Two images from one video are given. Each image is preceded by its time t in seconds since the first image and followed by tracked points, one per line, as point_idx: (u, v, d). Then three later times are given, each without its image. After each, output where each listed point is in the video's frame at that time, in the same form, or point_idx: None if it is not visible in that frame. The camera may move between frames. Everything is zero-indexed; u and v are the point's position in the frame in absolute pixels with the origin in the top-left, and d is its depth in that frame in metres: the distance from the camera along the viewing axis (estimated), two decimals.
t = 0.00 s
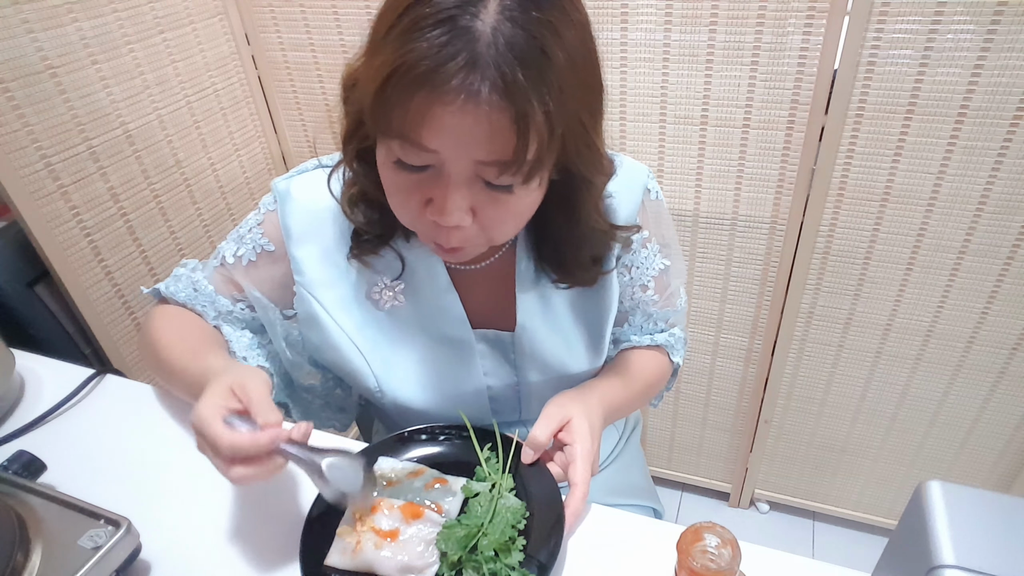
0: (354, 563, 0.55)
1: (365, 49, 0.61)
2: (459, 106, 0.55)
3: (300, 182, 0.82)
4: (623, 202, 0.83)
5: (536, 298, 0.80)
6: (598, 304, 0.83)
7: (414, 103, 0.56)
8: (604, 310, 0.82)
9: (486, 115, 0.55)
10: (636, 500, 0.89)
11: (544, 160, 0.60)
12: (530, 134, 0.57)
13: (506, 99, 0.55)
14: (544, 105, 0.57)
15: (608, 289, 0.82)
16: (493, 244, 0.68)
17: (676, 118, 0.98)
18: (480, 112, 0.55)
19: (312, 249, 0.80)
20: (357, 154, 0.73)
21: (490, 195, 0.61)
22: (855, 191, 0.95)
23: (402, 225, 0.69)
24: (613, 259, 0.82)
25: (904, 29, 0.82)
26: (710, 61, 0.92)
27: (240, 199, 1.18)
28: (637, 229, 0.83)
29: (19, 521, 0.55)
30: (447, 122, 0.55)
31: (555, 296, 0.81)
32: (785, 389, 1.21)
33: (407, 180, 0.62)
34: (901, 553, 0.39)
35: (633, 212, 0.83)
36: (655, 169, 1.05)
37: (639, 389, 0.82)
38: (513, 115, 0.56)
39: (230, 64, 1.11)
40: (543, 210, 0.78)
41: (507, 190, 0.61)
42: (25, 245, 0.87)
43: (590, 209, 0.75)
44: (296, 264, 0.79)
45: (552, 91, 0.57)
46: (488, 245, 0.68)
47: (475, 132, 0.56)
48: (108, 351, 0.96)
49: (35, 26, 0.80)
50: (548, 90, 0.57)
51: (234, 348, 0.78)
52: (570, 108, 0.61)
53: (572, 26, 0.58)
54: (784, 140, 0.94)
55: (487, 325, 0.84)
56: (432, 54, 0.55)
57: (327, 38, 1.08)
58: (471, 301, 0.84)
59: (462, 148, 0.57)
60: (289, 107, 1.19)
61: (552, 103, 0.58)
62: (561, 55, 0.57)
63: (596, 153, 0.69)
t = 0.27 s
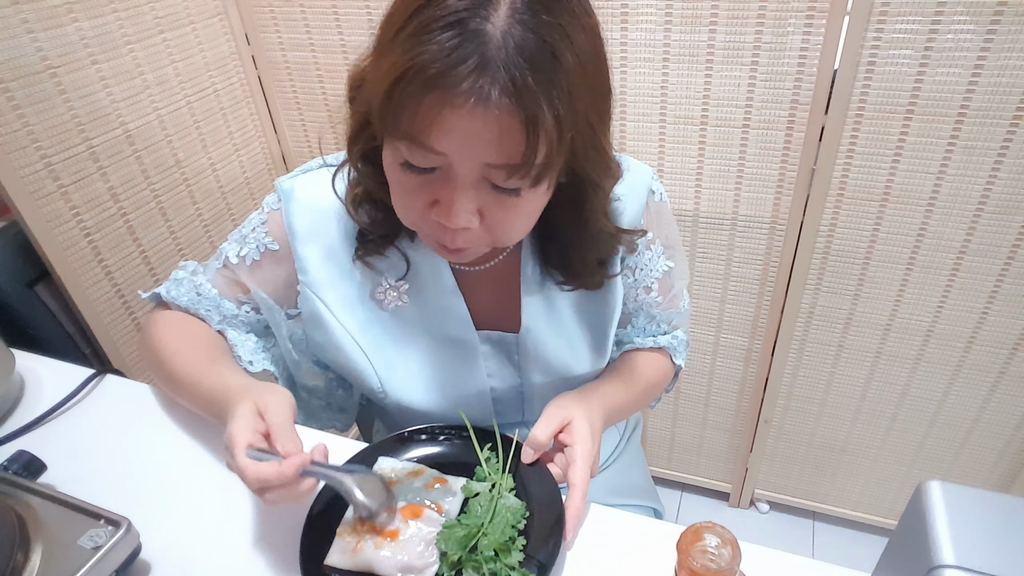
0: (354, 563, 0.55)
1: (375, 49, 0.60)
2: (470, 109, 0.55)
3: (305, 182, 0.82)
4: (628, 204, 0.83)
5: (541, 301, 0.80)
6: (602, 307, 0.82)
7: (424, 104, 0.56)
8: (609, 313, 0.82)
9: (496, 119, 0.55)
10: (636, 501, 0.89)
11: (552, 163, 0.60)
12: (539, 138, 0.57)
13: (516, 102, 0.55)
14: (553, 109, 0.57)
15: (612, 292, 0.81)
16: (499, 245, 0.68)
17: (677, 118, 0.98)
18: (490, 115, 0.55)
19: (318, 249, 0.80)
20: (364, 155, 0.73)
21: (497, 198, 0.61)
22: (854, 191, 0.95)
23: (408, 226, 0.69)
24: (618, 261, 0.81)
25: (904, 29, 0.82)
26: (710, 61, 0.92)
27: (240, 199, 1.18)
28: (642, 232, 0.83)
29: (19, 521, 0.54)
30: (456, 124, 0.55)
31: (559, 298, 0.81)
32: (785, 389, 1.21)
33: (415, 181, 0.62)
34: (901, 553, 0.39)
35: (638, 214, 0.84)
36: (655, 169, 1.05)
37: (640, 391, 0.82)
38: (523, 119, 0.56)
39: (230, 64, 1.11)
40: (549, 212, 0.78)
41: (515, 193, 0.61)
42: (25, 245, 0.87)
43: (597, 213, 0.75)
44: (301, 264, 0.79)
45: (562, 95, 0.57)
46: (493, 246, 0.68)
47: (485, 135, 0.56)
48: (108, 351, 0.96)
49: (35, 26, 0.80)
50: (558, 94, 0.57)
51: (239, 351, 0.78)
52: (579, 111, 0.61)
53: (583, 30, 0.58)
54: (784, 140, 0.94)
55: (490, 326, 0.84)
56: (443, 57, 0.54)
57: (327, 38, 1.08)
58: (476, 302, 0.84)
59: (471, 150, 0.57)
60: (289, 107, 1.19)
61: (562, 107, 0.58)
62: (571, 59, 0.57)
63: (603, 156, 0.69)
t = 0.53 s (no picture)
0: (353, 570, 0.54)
1: (375, 53, 0.60)
2: (469, 114, 0.55)
3: (305, 183, 0.82)
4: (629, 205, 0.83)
5: (541, 303, 0.80)
6: (602, 308, 0.82)
7: (423, 109, 0.56)
8: (609, 315, 0.82)
9: (495, 124, 0.55)
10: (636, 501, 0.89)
11: (551, 168, 0.60)
12: (539, 143, 0.57)
13: (515, 108, 0.55)
14: (552, 113, 0.57)
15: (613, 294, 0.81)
16: (499, 249, 0.68)
17: (677, 119, 0.98)
18: (489, 120, 0.55)
19: (318, 250, 0.80)
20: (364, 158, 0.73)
21: (497, 202, 0.61)
22: (854, 191, 0.95)
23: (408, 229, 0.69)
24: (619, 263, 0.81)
25: (904, 29, 0.82)
26: (710, 61, 0.92)
27: (240, 199, 1.18)
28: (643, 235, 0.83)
29: (18, 521, 0.54)
30: (456, 130, 0.56)
31: (560, 300, 0.81)
32: (785, 389, 1.21)
33: (415, 186, 0.62)
34: (901, 553, 0.39)
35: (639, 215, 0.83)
36: (655, 169, 1.05)
37: (640, 393, 0.82)
38: (522, 124, 0.56)
39: (230, 64, 1.11)
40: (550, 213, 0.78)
41: (514, 197, 0.61)
42: (25, 245, 0.87)
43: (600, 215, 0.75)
44: (301, 265, 0.79)
45: (562, 99, 0.57)
46: (493, 250, 0.68)
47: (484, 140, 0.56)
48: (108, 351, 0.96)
49: (35, 26, 0.80)
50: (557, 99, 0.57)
51: (242, 359, 0.78)
52: (578, 115, 0.60)
53: (583, 35, 0.58)
54: (784, 140, 0.94)
55: (490, 327, 0.84)
56: (442, 62, 0.54)
57: (327, 38, 1.08)
58: (476, 304, 0.84)
59: (470, 155, 0.57)
60: (289, 107, 1.19)
61: (562, 111, 0.58)
62: (571, 63, 0.57)
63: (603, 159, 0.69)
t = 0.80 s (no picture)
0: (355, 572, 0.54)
1: (375, 49, 0.60)
2: (469, 108, 0.55)
3: (305, 182, 0.82)
4: (628, 203, 0.83)
5: (541, 301, 0.80)
6: (602, 307, 0.82)
7: (423, 104, 0.56)
8: (609, 314, 0.82)
9: (495, 117, 0.55)
10: (636, 501, 0.89)
11: (552, 162, 0.60)
12: (539, 136, 0.57)
13: (516, 101, 0.55)
14: (553, 107, 0.57)
15: (613, 293, 0.81)
16: (500, 244, 0.68)
17: (676, 119, 0.98)
18: (490, 114, 0.55)
19: (318, 248, 0.80)
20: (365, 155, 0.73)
21: (497, 197, 0.61)
22: (854, 191, 0.95)
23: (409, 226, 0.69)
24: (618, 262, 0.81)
25: (904, 29, 0.82)
26: (710, 61, 0.92)
27: (240, 199, 1.18)
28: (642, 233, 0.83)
29: (19, 521, 0.54)
30: (456, 123, 0.55)
31: (559, 299, 0.81)
32: (785, 389, 1.21)
33: (416, 181, 0.62)
34: (901, 553, 0.39)
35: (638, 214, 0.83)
36: (655, 169, 1.05)
37: (641, 391, 0.82)
38: (522, 118, 0.56)
39: (230, 64, 1.11)
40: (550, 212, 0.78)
41: (515, 192, 0.61)
42: (25, 245, 0.87)
43: (599, 213, 0.76)
44: (302, 263, 0.79)
45: (562, 93, 0.57)
46: (494, 246, 0.68)
47: (485, 134, 0.56)
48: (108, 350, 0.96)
49: (34, 26, 0.80)
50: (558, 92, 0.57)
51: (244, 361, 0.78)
52: (579, 110, 0.60)
53: (583, 29, 0.58)
54: (784, 140, 0.94)
55: (490, 326, 0.84)
56: (442, 55, 0.54)
57: (327, 38, 1.08)
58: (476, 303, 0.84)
59: (471, 149, 0.57)
60: (289, 107, 1.19)
61: (562, 105, 0.58)
62: (571, 57, 0.57)
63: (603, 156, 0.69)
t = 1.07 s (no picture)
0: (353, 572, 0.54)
1: (377, 48, 0.60)
2: (471, 106, 0.55)
3: (306, 183, 0.82)
4: (629, 203, 0.84)
5: (541, 302, 0.80)
6: (603, 308, 0.83)
7: (425, 102, 0.56)
8: (609, 314, 0.82)
9: (497, 115, 0.55)
10: (636, 501, 0.89)
11: (554, 161, 0.60)
12: (541, 135, 0.57)
13: (517, 99, 0.55)
14: (554, 105, 0.57)
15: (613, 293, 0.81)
16: (501, 245, 0.68)
17: (676, 119, 0.98)
18: (492, 112, 0.55)
19: (319, 248, 0.80)
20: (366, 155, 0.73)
21: (499, 197, 0.61)
22: (854, 191, 0.95)
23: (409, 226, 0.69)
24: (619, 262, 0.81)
25: (904, 29, 0.82)
26: (709, 61, 0.92)
27: (240, 199, 1.18)
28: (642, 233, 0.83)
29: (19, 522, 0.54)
30: (458, 122, 0.55)
31: (560, 299, 0.81)
32: (785, 389, 1.21)
33: (417, 181, 0.62)
34: (901, 553, 0.39)
35: (637, 214, 0.84)
36: (655, 169, 1.05)
37: (641, 391, 0.82)
38: (524, 116, 0.56)
39: (230, 64, 1.11)
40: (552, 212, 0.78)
41: (517, 191, 0.61)
42: (25, 245, 0.87)
43: (601, 213, 0.76)
44: (303, 264, 0.79)
45: (563, 91, 0.57)
46: (495, 246, 0.68)
47: (486, 132, 0.56)
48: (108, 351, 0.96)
49: (35, 26, 0.80)
50: (559, 90, 0.57)
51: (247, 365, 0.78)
52: (580, 109, 0.60)
53: (584, 28, 0.58)
54: (784, 140, 0.94)
55: (490, 327, 0.84)
56: (443, 54, 0.54)
57: (327, 38, 1.08)
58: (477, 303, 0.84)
59: (472, 147, 0.57)
60: (289, 107, 1.19)
61: (564, 103, 0.58)
62: (572, 56, 0.57)
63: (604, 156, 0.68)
